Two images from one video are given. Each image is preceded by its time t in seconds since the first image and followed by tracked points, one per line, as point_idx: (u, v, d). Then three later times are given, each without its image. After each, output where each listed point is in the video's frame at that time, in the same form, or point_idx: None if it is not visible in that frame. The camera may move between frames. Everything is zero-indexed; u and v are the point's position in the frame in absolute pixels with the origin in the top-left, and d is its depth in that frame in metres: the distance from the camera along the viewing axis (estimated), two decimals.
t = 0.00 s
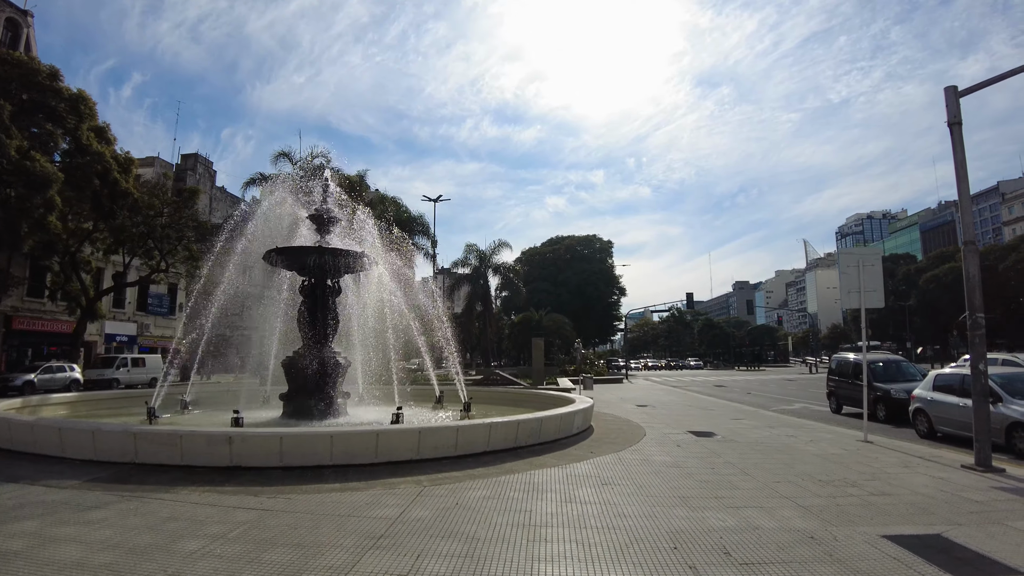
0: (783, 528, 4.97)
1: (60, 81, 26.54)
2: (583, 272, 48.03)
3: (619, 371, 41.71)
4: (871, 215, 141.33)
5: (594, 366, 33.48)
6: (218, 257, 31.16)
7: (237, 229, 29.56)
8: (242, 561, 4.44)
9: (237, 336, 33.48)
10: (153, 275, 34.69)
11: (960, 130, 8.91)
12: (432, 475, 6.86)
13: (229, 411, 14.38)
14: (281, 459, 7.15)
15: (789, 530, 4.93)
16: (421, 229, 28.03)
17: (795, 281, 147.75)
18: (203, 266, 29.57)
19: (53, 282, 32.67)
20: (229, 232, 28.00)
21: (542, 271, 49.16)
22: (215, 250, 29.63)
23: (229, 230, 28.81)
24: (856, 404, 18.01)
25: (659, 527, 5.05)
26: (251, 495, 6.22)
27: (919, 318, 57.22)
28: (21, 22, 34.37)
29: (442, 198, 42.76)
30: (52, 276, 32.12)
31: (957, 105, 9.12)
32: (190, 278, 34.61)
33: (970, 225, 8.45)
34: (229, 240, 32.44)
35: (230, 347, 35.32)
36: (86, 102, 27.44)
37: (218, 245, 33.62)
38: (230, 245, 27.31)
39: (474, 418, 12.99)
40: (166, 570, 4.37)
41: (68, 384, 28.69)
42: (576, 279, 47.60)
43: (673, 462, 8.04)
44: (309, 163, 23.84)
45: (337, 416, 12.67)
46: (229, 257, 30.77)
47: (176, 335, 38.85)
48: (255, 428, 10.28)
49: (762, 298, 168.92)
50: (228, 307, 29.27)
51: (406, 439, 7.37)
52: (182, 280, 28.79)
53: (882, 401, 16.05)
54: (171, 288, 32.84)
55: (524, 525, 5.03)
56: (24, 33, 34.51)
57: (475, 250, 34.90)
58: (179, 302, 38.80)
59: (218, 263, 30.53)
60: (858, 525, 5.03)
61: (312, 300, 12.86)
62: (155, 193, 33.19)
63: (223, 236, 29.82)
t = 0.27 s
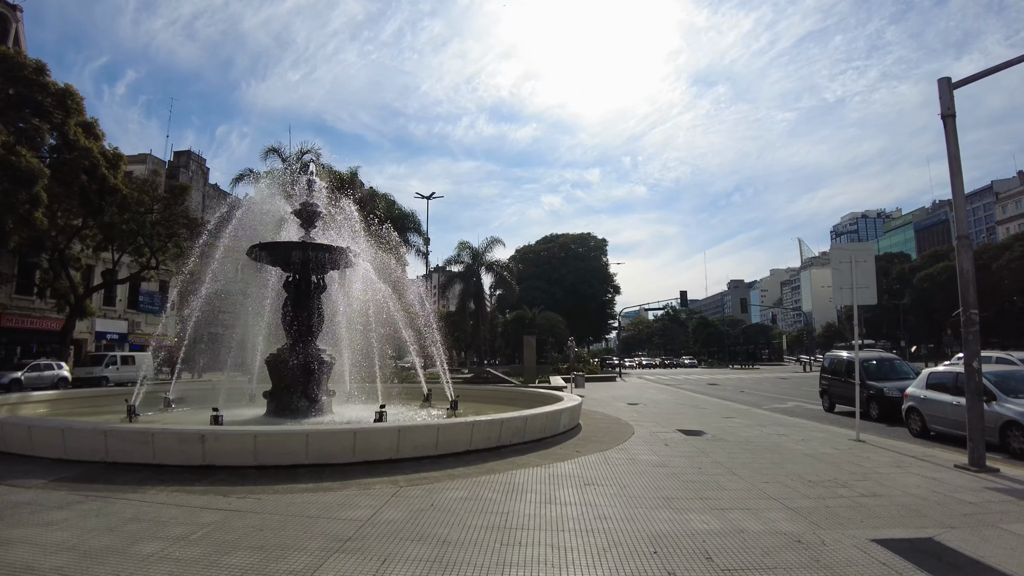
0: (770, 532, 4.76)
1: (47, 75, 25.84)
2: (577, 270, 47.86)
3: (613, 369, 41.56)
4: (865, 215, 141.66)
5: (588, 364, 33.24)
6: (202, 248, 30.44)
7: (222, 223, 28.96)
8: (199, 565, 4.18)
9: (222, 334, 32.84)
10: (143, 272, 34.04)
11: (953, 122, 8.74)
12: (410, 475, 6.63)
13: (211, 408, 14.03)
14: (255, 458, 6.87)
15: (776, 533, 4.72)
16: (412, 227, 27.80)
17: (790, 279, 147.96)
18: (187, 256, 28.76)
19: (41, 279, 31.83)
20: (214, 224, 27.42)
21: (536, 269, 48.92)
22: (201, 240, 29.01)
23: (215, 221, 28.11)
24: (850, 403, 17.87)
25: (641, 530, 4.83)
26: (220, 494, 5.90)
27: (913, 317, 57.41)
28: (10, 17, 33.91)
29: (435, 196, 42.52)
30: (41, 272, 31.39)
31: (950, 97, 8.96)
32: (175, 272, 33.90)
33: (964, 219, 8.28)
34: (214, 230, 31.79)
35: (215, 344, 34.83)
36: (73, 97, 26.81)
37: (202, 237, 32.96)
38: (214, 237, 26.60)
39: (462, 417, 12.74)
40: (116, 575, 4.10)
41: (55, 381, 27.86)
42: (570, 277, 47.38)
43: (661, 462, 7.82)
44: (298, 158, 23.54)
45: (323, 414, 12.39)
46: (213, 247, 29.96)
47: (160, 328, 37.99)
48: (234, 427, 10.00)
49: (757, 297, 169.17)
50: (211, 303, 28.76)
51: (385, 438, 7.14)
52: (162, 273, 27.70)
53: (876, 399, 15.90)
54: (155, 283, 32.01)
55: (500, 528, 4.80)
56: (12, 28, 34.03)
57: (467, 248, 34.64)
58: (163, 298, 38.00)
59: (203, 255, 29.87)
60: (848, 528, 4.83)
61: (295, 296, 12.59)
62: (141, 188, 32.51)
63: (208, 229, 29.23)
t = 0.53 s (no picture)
0: (764, 537, 4.55)
1: (38, 67, 23.99)
2: (575, 266, 47.62)
3: (610, 365, 41.36)
4: (864, 210, 141.43)
5: (585, 360, 33.02)
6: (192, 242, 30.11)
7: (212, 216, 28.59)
8: (162, 571, 3.94)
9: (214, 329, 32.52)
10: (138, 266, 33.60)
11: (956, 112, 8.51)
12: (393, 475, 6.40)
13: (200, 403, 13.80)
14: (235, 458, 6.62)
15: (771, 539, 4.51)
16: (407, 221, 27.52)
17: (789, 275, 147.80)
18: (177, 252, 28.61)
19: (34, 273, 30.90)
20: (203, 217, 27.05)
21: (533, 264, 48.66)
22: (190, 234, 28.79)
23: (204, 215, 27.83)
24: (847, 399, 17.71)
25: (629, 535, 4.61)
26: (195, 495, 5.65)
27: (912, 312, 57.35)
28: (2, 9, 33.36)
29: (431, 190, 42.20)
30: (34, 267, 30.66)
31: (953, 86, 8.73)
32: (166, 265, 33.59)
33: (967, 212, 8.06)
34: (203, 223, 31.47)
35: (208, 339, 34.52)
36: (65, 89, 24.99)
37: (192, 229, 32.61)
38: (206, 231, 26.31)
39: (454, 413, 12.52)
40: None
41: (48, 377, 27.09)
42: (568, 272, 47.13)
43: (655, 462, 7.61)
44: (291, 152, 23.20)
45: (312, 410, 12.17)
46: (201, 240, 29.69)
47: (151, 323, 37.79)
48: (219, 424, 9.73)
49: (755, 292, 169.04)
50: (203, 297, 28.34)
51: (369, 437, 6.91)
52: (152, 268, 27.57)
53: (875, 396, 15.72)
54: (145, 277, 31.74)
55: (481, 532, 4.58)
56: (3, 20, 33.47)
57: (464, 243, 34.35)
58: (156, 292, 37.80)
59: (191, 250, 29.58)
60: (846, 533, 4.62)
61: (284, 292, 12.36)
62: (134, 182, 31.56)
63: (198, 222, 28.94)
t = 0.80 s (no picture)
0: (765, 539, 4.33)
1: (32, 58, 23.66)
2: (576, 259, 47.35)
3: (610, 359, 41.19)
4: (866, 204, 140.89)
5: (585, 353, 32.81)
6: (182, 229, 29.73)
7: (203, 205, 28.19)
8: None
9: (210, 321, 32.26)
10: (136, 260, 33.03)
11: (965, 98, 8.24)
12: (382, 472, 6.19)
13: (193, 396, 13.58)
14: (219, 454, 6.39)
15: (772, 542, 4.29)
16: (405, 213, 27.27)
17: (790, 269, 147.61)
18: (168, 239, 28.25)
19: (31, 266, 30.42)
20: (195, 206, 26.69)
21: (533, 258, 48.41)
22: (181, 223, 28.43)
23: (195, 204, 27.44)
24: (849, 393, 17.51)
25: (623, 538, 4.39)
26: (175, 492, 5.44)
27: (914, 306, 57.18)
28: None
29: (430, 182, 41.89)
30: (31, 261, 30.27)
31: (961, 72, 8.45)
32: (160, 257, 33.23)
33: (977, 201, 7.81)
34: (196, 212, 31.11)
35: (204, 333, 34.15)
36: (60, 81, 24.72)
37: (185, 219, 32.25)
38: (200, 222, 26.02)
39: (449, 408, 12.31)
40: None
41: (45, 371, 26.58)
42: (568, 266, 46.88)
43: (652, 458, 7.39)
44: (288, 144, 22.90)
45: (307, 404, 11.95)
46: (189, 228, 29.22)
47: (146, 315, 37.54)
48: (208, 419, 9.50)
49: (756, 286, 168.81)
50: (199, 291, 27.90)
51: (358, 432, 6.70)
52: (142, 256, 27.21)
53: (877, 391, 15.51)
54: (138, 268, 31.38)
55: (467, 533, 4.38)
56: None
57: (463, 236, 34.11)
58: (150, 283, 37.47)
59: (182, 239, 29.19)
60: (851, 536, 4.42)
61: (277, 284, 12.14)
62: (131, 175, 30.81)
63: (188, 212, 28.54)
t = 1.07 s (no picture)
0: (772, 545, 4.10)
1: (25, 48, 23.13)
2: (576, 253, 47.06)
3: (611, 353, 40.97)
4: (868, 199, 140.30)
5: (585, 348, 32.58)
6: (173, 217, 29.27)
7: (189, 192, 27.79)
8: None
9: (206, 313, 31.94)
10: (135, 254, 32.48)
11: (978, 84, 7.95)
12: (372, 469, 5.96)
13: (185, 390, 13.31)
14: (203, 451, 6.16)
15: (779, 547, 4.06)
16: (404, 206, 26.97)
17: (791, 264, 147.19)
18: (160, 228, 27.85)
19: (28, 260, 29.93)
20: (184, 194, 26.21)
21: (533, 252, 48.14)
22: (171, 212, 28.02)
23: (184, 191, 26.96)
24: (853, 388, 17.27)
25: (621, 542, 4.16)
26: (153, 491, 5.20)
27: (916, 301, 56.94)
28: None
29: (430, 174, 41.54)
30: (28, 254, 29.73)
31: (975, 57, 8.15)
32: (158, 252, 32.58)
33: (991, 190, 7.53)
34: (190, 202, 30.69)
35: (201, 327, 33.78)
36: (55, 72, 24.15)
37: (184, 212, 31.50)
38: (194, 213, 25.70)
39: (446, 403, 12.08)
40: None
41: (41, 365, 26.11)
42: (568, 260, 46.60)
43: (652, 457, 7.15)
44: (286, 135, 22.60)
45: (301, 399, 11.71)
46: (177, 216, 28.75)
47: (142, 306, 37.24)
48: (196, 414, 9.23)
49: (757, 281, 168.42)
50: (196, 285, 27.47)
51: (347, 428, 6.46)
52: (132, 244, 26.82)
53: (882, 386, 15.26)
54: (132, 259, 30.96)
55: (458, 536, 4.15)
56: None
57: (463, 229, 33.84)
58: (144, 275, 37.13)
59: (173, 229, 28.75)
60: (862, 541, 4.18)
61: (269, 275, 11.89)
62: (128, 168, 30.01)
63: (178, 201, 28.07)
